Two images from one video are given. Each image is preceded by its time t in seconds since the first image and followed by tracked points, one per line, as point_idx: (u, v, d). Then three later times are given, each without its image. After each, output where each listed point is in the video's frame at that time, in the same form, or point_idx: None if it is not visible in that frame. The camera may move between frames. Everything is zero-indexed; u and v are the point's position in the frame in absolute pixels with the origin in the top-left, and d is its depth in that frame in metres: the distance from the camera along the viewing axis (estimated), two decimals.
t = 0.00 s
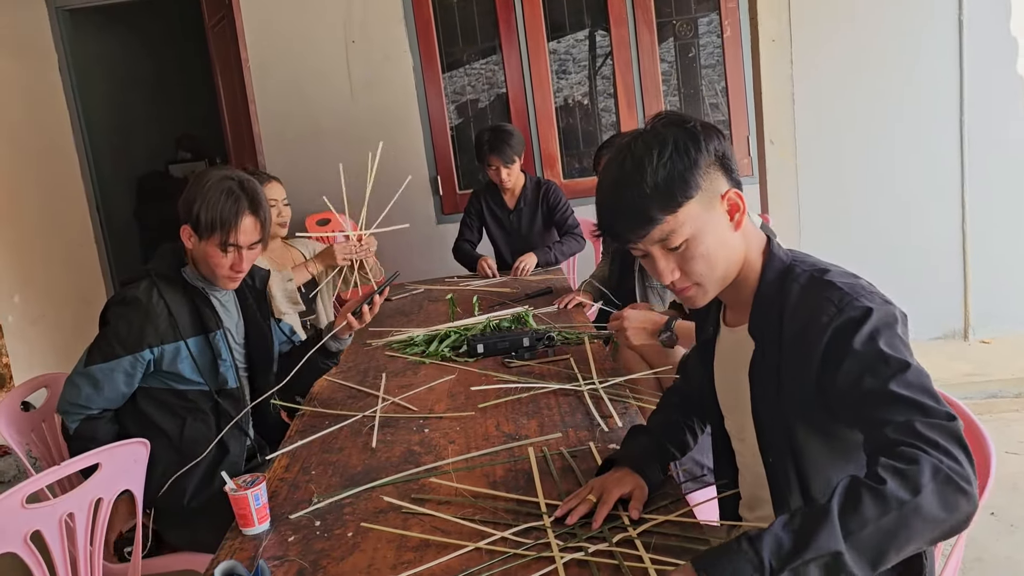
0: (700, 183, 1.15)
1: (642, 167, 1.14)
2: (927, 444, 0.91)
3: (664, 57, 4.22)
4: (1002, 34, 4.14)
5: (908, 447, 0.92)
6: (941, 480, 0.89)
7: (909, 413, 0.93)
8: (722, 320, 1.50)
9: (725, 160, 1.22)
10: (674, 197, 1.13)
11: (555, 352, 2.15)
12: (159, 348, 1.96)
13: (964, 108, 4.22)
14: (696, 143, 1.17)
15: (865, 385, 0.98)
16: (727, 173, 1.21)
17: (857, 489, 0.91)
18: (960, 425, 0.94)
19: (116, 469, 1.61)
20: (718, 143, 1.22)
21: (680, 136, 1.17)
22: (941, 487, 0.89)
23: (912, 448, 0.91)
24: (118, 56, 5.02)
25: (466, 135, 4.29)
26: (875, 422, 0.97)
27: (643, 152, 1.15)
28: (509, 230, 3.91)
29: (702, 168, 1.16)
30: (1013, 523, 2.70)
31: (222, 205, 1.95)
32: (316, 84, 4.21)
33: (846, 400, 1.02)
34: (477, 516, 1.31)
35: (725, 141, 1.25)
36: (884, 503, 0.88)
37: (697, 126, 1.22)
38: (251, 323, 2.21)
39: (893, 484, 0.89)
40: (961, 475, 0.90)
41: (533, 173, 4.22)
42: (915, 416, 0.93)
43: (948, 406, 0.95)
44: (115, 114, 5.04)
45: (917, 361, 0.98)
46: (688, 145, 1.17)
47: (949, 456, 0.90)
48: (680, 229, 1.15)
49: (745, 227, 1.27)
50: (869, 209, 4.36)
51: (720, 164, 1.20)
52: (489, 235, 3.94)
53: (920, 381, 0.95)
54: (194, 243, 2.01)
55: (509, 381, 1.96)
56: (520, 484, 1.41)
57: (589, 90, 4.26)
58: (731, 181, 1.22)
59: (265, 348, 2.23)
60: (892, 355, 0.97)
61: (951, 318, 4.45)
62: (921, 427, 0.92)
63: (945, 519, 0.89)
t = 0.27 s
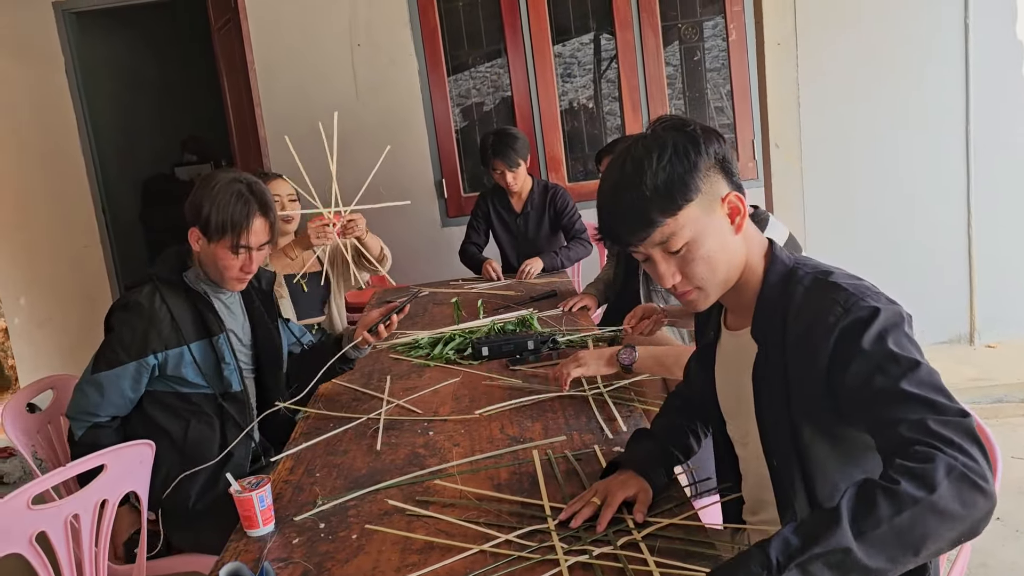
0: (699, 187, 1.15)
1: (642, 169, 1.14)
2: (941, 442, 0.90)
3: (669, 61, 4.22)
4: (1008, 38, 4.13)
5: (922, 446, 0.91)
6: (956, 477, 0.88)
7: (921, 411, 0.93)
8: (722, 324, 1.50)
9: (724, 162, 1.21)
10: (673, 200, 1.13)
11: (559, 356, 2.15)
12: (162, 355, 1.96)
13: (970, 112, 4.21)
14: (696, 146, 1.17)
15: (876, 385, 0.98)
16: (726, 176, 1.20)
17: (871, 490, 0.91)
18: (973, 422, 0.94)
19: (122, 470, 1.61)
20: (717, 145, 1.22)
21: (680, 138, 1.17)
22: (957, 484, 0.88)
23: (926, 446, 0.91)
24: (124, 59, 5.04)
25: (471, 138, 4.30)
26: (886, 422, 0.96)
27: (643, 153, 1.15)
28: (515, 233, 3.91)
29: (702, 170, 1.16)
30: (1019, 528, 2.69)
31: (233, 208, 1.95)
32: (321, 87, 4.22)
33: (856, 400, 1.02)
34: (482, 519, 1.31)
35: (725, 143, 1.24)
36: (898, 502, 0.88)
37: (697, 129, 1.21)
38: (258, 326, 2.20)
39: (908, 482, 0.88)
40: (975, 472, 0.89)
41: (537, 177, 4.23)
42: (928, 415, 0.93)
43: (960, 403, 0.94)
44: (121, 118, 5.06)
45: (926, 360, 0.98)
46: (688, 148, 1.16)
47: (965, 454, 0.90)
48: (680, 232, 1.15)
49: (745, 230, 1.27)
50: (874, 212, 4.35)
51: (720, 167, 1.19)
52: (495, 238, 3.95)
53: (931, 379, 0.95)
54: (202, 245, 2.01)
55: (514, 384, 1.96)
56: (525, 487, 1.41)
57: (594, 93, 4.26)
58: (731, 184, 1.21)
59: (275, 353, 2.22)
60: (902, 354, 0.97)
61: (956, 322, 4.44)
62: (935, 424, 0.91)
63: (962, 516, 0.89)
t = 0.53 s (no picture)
0: (681, 203, 1.16)
1: (628, 178, 1.18)
2: (916, 460, 0.90)
3: (673, 65, 4.23)
4: (1013, 42, 4.12)
5: (898, 462, 0.91)
6: (926, 496, 0.88)
7: (901, 427, 0.92)
8: (727, 331, 1.49)
9: (724, 178, 1.18)
10: (650, 211, 1.16)
11: (564, 360, 2.15)
12: (167, 352, 1.98)
13: (975, 116, 4.21)
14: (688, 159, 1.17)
15: (861, 397, 0.98)
16: (722, 191, 1.18)
17: (840, 504, 0.92)
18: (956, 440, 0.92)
19: (129, 474, 1.61)
20: (719, 159, 1.19)
21: (671, 150, 1.18)
22: (926, 504, 0.88)
23: (900, 463, 0.90)
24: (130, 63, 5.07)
25: (476, 142, 4.30)
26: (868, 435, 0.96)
27: (629, 165, 1.19)
28: (519, 237, 3.91)
29: (687, 185, 1.16)
30: None
31: (252, 214, 1.97)
32: (327, 90, 4.23)
33: (844, 412, 1.02)
34: (487, 523, 1.31)
35: (734, 157, 1.20)
36: (863, 517, 0.89)
37: (699, 140, 1.20)
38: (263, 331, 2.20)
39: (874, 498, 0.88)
40: (948, 493, 0.88)
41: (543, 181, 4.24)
42: (908, 431, 0.92)
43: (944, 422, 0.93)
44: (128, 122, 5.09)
45: (916, 376, 0.96)
46: (677, 162, 1.17)
47: (939, 473, 0.89)
48: (657, 243, 1.17)
49: (743, 244, 1.23)
50: (880, 215, 4.34)
51: (715, 182, 1.17)
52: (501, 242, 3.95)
53: (916, 395, 0.94)
54: (217, 250, 2.00)
55: (519, 388, 1.97)
56: (530, 491, 1.41)
57: (599, 97, 4.27)
58: (728, 200, 1.18)
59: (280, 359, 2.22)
60: (889, 368, 0.96)
61: (962, 327, 4.43)
62: (910, 442, 0.91)
63: (930, 536, 0.88)
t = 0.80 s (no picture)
0: (640, 208, 1.21)
1: (619, 173, 1.27)
2: (909, 474, 0.89)
3: (676, 67, 4.22)
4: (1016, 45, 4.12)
5: (891, 477, 0.90)
6: (920, 510, 0.88)
7: (892, 441, 0.92)
8: (725, 335, 1.50)
9: (685, 189, 1.17)
10: (622, 209, 1.26)
11: (566, 361, 2.15)
12: (180, 350, 1.99)
13: (978, 118, 4.20)
14: (657, 167, 1.19)
15: (851, 409, 0.97)
16: (679, 203, 1.17)
17: (832, 516, 0.91)
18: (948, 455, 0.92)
19: (131, 475, 1.61)
20: (686, 169, 1.17)
21: (655, 154, 1.20)
22: (919, 518, 0.87)
23: (892, 477, 0.90)
24: (133, 65, 5.08)
25: (478, 144, 4.31)
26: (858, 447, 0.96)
27: (627, 159, 1.25)
28: (521, 239, 3.92)
29: (644, 192, 1.20)
30: None
31: (261, 215, 1.96)
32: (330, 92, 4.24)
33: (832, 422, 1.01)
34: (488, 525, 1.31)
35: (708, 168, 1.17)
36: (855, 529, 0.88)
37: (679, 146, 1.19)
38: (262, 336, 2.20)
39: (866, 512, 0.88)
40: (941, 508, 0.88)
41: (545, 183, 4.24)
42: (899, 446, 0.91)
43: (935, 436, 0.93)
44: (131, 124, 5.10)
45: (906, 389, 0.96)
46: (644, 168, 1.21)
47: (931, 488, 0.89)
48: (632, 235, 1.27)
49: (717, 253, 1.21)
50: (882, 217, 4.33)
51: (672, 196, 1.18)
52: (503, 244, 3.95)
53: (907, 409, 0.93)
54: (224, 252, 1.98)
55: (521, 390, 1.97)
56: (531, 492, 1.41)
57: (601, 99, 4.27)
58: (683, 217, 1.18)
59: (280, 363, 2.21)
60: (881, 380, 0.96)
61: (965, 329, 4.42)
62: (903, 455, 0.90)
63: (922, 551, 0.88)
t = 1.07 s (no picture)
0: (648, 195, 1.22)
1: (632, 159, 1.28)
2: (915, 473, 0.89)
3: (677, 69, 4.22)
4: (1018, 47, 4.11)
5: (897, 476, 0.90)
6: (929, 510, 0.87)
7: (897, 442, 0.92)
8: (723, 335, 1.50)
9: (694, 185, 1.18)
10: (630, 195, 1.27)
11: (568, 363, 2.15)
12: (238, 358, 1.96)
13: (979, 121, 4.20)
14: (670, 158, 1.19)
15: (854, 409, 0.96)
16: (685, 199, 1.19)
17: (841, 517, 0.90)
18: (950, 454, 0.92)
19: (133, 477, 1.61)
20: (698, 165, 1.17)
21: (671, 143, 1.20)
22: (929, 518, 0.87)
23: (899, 477, 0.90)
24: (135, 68, 5.09)
25: (480, 147, 4.31)
26: (861, 447, 0.95)
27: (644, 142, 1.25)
28: (523, 242, 3.92)
29: (653, 183, 1.21)
30: None
31: (267, 218, 1.89)
32: (332, 95, 4.24)
33: (832, 422, 1.01)
34: (490, 527, 1.31)
35: (719, 168, 1.17)
36: (866, 531, 0.87)
37: (695, 140, 1.19)
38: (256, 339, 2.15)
39: (878, 513, 0.87)
40: (948, 507, 0.88)
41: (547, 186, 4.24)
42: (903, 445, 0.91)
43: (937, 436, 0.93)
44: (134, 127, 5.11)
45: (906, 389, 0.96)
46: (657, 158, 1.21)
47: (938, 487, 0.89)
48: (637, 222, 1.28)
49: (717, 252, 1.23)
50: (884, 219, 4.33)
51: (679, 190, 1.19)
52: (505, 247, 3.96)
53: (909, 408, 0.94)
54: (229, 258, 1.89)
55: (522, 392, 1.97)
56: (533, 494, 1.41)
57: (603, 101, 4.27)
58: (685, 213, 1.19)
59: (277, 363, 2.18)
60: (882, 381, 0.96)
61: (966, 331, 4.42)
62: (909, 455, 0.90)
63: (931, 550, 0.88)
